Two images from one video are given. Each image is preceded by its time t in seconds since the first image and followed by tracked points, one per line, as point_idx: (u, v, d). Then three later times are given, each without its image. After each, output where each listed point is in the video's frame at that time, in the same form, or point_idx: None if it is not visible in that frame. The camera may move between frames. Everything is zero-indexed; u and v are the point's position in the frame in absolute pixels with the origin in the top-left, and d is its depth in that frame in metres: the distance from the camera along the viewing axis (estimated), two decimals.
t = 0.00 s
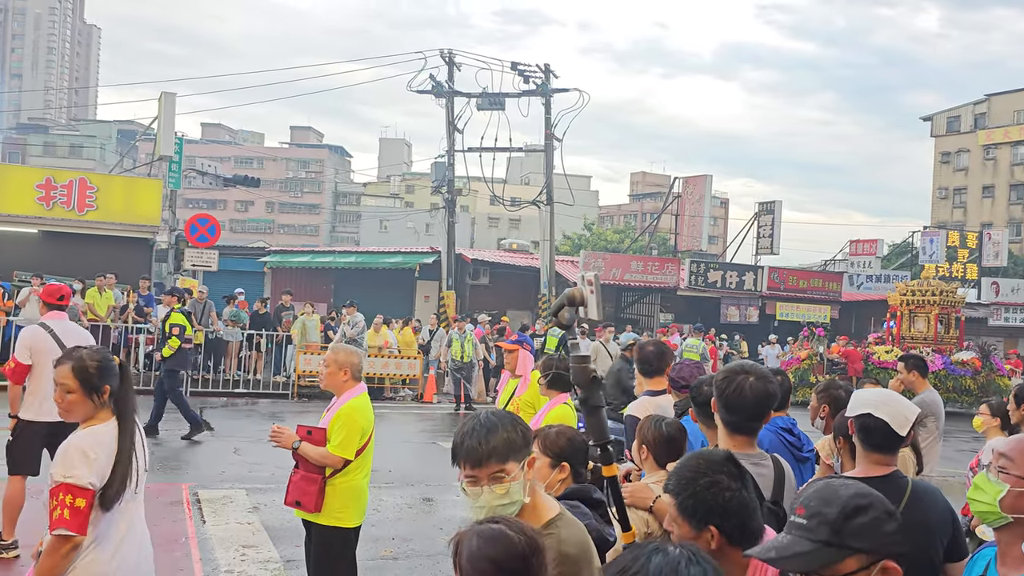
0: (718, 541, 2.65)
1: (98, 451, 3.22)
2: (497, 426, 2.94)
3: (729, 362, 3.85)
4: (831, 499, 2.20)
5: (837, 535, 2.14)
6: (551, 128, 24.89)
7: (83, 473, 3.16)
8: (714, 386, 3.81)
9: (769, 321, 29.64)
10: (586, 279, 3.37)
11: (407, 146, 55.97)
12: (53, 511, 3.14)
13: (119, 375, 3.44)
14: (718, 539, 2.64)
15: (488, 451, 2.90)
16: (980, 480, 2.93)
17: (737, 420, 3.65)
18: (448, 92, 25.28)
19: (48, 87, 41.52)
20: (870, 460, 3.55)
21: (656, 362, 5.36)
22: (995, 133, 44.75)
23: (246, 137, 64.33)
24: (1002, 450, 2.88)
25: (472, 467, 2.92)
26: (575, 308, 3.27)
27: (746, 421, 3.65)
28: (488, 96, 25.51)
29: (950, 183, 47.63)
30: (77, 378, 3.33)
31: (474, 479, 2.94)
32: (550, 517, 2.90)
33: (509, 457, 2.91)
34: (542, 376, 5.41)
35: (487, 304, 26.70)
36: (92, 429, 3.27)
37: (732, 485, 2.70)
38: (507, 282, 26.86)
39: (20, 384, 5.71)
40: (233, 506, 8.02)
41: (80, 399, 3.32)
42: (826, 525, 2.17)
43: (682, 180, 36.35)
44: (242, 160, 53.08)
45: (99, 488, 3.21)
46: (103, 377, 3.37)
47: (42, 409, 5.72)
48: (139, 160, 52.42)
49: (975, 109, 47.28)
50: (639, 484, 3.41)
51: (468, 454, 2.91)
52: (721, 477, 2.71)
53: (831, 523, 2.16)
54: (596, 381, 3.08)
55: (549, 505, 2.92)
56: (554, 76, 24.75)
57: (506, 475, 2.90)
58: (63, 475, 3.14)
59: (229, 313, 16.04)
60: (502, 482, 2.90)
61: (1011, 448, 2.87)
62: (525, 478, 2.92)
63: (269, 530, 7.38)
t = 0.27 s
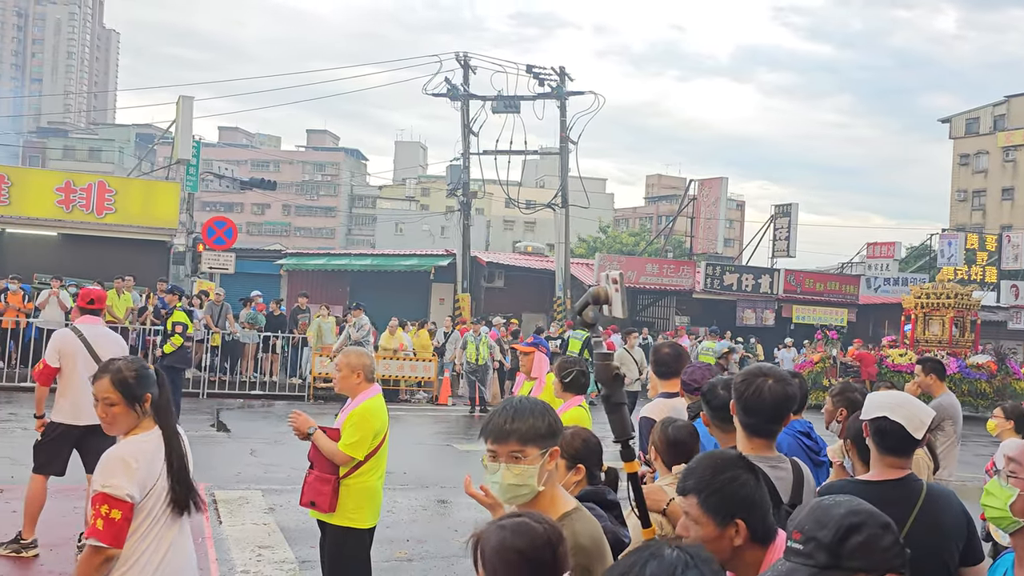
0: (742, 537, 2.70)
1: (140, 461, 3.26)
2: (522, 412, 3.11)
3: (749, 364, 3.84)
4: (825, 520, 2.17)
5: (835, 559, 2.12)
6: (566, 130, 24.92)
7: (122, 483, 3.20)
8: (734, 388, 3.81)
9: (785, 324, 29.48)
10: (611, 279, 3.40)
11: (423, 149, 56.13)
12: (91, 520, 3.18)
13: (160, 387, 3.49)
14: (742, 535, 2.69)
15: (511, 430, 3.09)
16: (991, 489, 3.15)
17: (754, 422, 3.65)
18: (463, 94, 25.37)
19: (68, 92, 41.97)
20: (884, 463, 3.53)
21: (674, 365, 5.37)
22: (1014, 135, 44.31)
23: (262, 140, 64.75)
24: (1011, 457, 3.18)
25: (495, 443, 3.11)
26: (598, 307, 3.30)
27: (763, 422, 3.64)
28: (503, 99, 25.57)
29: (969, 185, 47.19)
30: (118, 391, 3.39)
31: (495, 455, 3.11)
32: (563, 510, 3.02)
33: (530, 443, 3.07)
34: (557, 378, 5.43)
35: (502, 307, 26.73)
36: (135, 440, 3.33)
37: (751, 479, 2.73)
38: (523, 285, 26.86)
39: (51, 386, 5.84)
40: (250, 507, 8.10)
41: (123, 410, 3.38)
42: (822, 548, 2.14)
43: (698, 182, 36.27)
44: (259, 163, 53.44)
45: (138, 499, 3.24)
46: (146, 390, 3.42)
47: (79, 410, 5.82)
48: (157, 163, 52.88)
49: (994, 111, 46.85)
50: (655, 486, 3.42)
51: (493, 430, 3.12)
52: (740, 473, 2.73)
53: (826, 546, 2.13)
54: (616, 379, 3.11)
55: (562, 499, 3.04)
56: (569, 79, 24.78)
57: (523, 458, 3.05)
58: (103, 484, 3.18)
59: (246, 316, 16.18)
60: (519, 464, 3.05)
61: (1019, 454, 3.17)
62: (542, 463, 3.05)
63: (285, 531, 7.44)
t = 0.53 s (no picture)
0: (757, 538, 2.67)
1: (167, 455, 3.27)
2: (542, 410, 3.13)
3: (764, 367, 3.82)
4: (832, 530, 2.19)
5: (842, 569, 2.13)
6: (578, 134, 24.92)
7: (151, 475, 3.21)
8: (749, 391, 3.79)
9: (798, 328, 29.35)
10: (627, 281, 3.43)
11: (435, 152, 56.23)
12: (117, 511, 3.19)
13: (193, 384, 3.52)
14: (756, 536, 2.66)
15: (530, 427, 3.11)
16: None
17: (770, 425, 3.62)
18: (475, 98, 25.44)
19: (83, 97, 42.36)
20: (896, 466, 3.51)
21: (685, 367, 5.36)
22: None
23: (275, 144, 65.09)
24: None
25: (514, 439, 3.12)
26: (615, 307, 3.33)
27: (778, 426, 3.61)
28: (514, 102, 25.60)
29: (985, 187, 46.82)
30: (151, 384, 3.42)
31: (514, 451, 3.13)
32: (581, 511, 3.03)
33: (550, 440, 3.08)
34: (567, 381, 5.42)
35: (514, 310, 26.74)
36: (165, 434, 3.35)
37: (764, 481, 2.73)
38: (534, 288, 26.89)
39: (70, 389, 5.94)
40: (262, 510, 8.12)
41: (154, 403, 3.40)
42: (829, 559, 2.15)
43: (710, 185, 36.19)
44: (271, 167, 53.71)
45: (163, 493, 3.24)
46: (179, 385, 3.46)
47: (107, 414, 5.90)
48: (171, 167, 53.26)
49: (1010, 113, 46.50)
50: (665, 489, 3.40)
51: (513, 426, 3.14)
52: (753, 474, 2.73)
53: (832, 557, 2.14)
54: (632, 378, 3.12)
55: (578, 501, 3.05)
56: (581, 82, 24.79)
57: (542, 454, 3.07)
58: (130, 475, 3.20)
59: (258, 318, 16.27)
60: (538, 460, 3.07)
61: None
62: (559, 461, 3.06)
63: (297, 533, 7.46)
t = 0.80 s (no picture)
0: (764, 542, 2.61)
1: (165, 454, 3.24)
2: (558, 410, 3.11)
3: (772, 371, 3.78)
4: (825, 545, 2.15)
5: None
6: (587, 137, 24.89)
7: (146, 475, 3.18)
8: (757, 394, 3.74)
9: (808, 331, 29.17)
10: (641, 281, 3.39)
11: (443, 155, 56.26)
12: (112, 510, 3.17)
13: (203, 383, 3.46)
14: (763, 540, 2.60)
15: (545, 425, 3.08)
16: None
17: (777, 428, 3.56)
18: (483, 101, 25.45)
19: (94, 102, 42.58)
20: (903, 470, 3.45)
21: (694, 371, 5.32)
22: None
23: (284, 148, 65.27)
24: None
25: (529, 436, 3.09)
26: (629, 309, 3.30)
27: (786, 429, 3.55)
28: (523, 105, 25.57)
29: (996, 190, 46.51)
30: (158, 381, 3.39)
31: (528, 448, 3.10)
32: (593, 512, 3.00)
33: (564, 438, 3.05)
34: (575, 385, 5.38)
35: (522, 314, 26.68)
36: (166, 433, 3.32)
37: (770, 485, 2.69)
38: (543, 291, 26.84)
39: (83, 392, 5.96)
40: (270, 513, 8.11)
41: (156, 400, 3.37)
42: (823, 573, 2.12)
43: (720, 189, 36.09)
44: (280, 171, 53.86)
45: (159, 494, 3.21)
46: (186, 384, 3.40)
47: (124, 419, 5.94)
48: (181, 171, 53.47)
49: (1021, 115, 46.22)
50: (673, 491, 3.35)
51: (529, 423, 3.11)
52: (759, 479, 2.69)
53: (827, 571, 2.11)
54: (646, 380, 3.07)
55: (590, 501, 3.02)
56: (590, 85, 24.76)
57: (555, 452, 3.04)
58: (126, 474, 3.18)
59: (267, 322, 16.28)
60: (551, 458, 3.04)
61: None
62: (572, 461, 3.03)
63: (305, 537, 7.44)
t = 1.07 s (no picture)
0: (768, 546, 2.61)
1: (145, 471, 3.20)
2: (570, 413, 3.10)
3: (776, 374, 3.75)
4: (820, 555, 2.14)
5: None
6: (593, 140, 24.94)
7: (125, 494, 3.13)
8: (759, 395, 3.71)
9: (816, 334, 29.08)
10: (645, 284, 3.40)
11: (450, 159, 56.36)
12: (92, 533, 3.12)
13: (187, 395, 3.40)
14: (768, 545, 2.60)
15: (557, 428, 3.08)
16: None
17: (777, 429, 3.52)
18: (491, 104, 25.51)
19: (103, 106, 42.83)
20: (908, 473, 3.45)
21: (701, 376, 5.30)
22: None
23: (292, 152, 65.52)
24: None
25: (542, 436, 3.09)
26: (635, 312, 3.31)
27: (787, 431, 3.50)
28: (530, 108, 25.62)
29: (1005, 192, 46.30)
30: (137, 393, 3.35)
31: (540, 449, 3.10)
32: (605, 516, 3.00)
33: (576, 439, 3.06)
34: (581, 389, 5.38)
35: (529, 316, 26.71)
36: (146, 449, 3.27)
37: (775, 489, 2.69)
38: (550, 294, 26.88)
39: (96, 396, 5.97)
40: (278, 515, 8.13)
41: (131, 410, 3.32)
42: None
43: (727, 191, 36.06)
44: (288, 174, 54.06)
45: (140, 514, 3.17)
46: (167, 395, 3.35)
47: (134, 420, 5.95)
48: (189, 175, 53.73)
49: None
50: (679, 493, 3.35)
51: (541, 425, 3.11)
52: (765, 482, 2.69)
53: None
54: (651, 381, 3.06)
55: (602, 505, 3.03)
56: (597, 87, 24.80)
57: (568, 452, 3.04)
58: (105, 494, 3.14)
59: (275, 324, 16.35)
60: (564, 457, 3.04)
61: None
62: (585, 462, 3.03)
63: (312, 539, 7.45)
